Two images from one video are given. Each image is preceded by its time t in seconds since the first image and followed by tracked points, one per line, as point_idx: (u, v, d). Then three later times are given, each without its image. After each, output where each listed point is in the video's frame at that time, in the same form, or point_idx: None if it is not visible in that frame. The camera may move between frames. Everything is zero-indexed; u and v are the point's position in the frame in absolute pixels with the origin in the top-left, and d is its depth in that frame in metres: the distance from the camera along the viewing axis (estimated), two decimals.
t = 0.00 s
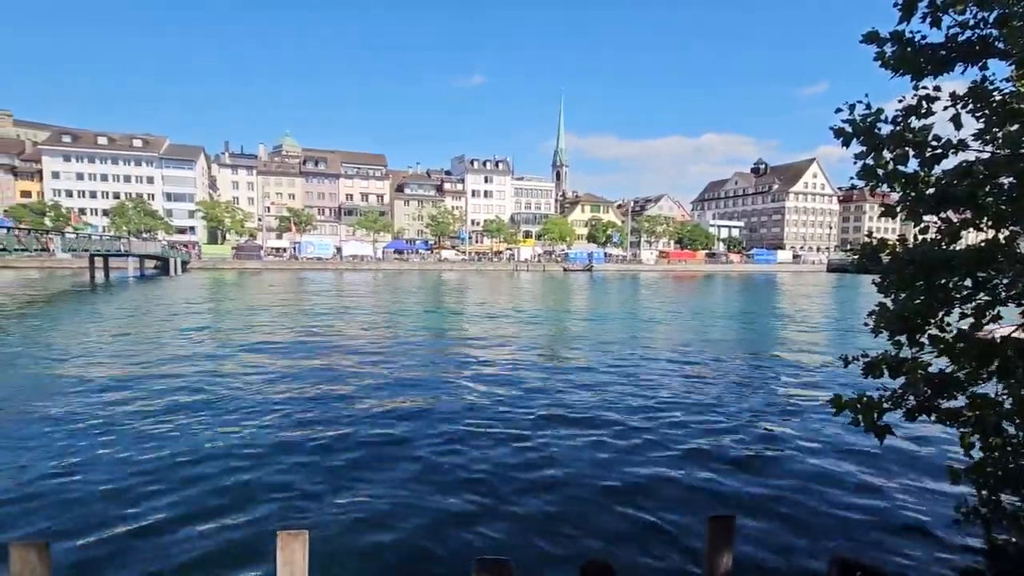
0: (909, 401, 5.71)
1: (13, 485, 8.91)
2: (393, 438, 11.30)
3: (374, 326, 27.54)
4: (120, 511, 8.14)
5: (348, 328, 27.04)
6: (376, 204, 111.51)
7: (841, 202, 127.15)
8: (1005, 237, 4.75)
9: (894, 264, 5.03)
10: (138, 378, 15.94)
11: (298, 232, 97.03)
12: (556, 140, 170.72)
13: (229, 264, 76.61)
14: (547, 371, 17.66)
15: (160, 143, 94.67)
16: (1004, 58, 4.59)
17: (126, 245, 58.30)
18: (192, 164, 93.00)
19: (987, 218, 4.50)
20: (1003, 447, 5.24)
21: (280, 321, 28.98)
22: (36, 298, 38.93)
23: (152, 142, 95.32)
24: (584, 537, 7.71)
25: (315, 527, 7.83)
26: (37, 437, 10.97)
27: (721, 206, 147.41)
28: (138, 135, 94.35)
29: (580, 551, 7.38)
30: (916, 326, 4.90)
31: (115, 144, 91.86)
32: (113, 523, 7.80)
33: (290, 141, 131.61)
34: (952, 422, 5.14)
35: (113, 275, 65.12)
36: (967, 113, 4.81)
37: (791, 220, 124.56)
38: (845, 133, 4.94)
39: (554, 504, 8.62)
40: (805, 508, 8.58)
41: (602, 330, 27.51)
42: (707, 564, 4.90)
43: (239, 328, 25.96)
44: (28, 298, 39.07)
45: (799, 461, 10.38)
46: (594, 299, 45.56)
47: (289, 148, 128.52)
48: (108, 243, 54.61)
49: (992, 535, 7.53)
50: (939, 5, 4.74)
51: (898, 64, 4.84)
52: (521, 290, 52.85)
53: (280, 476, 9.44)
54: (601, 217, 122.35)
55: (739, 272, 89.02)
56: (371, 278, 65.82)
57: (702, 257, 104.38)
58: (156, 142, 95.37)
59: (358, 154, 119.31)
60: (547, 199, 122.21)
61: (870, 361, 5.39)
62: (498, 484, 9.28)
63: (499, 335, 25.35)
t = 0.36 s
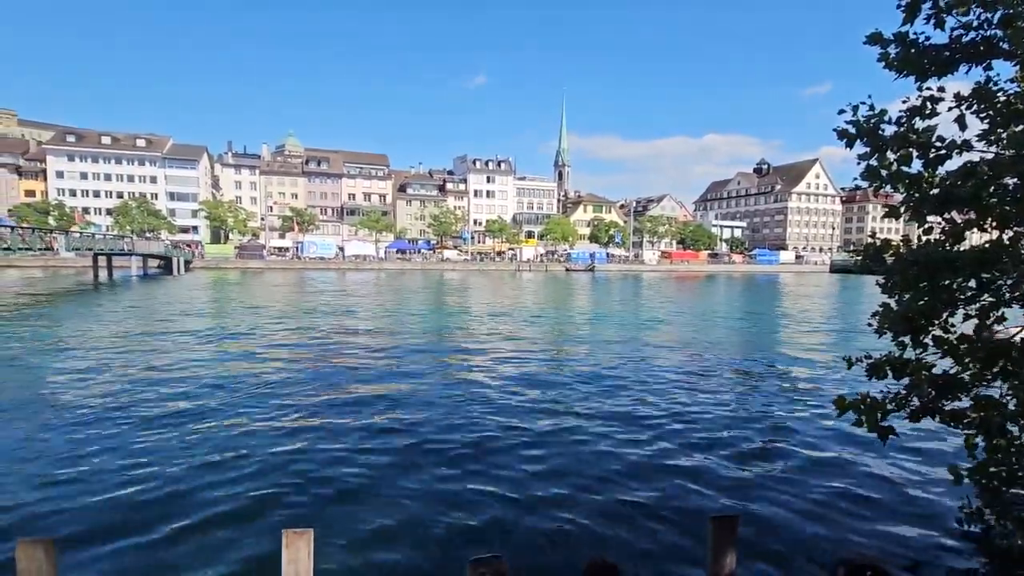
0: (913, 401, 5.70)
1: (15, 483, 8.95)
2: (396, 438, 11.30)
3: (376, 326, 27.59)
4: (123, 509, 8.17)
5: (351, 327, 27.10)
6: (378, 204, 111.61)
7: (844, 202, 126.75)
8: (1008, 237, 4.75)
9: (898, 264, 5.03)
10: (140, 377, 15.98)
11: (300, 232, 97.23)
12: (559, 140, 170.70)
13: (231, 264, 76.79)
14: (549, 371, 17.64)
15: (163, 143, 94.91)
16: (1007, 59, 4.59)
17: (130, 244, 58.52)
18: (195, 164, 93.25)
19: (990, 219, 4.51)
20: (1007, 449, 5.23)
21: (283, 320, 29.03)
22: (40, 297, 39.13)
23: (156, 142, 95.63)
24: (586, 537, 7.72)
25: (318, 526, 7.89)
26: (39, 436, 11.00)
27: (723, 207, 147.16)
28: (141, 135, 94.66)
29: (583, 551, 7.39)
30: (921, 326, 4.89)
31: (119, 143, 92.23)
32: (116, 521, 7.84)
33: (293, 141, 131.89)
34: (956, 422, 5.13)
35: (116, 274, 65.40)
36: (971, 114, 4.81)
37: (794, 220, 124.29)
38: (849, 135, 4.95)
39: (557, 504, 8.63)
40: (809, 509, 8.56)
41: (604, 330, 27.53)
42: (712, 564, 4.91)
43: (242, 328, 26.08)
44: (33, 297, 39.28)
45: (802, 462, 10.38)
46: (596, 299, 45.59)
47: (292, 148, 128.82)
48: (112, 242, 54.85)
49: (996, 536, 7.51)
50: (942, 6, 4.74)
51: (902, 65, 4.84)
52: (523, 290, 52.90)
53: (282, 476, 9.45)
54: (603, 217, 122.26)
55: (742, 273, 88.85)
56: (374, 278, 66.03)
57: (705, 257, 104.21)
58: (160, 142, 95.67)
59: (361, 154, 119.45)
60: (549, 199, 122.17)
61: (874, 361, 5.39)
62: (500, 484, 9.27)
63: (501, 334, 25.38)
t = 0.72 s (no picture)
0: (917, 399, 5.69)
1: (19, 484, 8.94)
2: (398, 438, 11.28)
3: (378, 325, 27.60)
4: (127, 509, 8.17)
5: (352, 327, 27.10)
6: (379, 204, 111.62)
7: (846, 201, 126.47)
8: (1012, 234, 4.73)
9: (902, 262, 5.02)
10: (142, 377, 16.00)
11: (302, 231, 97.29)
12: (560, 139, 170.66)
13: (233, 264, 76.87)
14: (552, 371, 17.57)
15: (165, 143, 94.94)
16: (1012, 55, 4.58)
17: (132, 245, 58.59)
18: (196, 164, 93.41)
19: (995, 217, 4.50)
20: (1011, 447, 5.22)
21: (285, 320, 29.05)
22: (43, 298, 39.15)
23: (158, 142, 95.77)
24: (592, 538, 7.69)
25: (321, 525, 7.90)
26: (42, 437, 10.98)
27: (725, 205, 146.93)
28: (143, 136, 94.83)
29: (589, 551, 7.37)
30: (926, 324, 4.88)
31: (121, 143, 92.41)
32: (121, 521, 7.85)
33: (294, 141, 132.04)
34: (960, 421, 5.13)
35: (119, 274, 65.54)
36: (976, 111, 4.79)
37: (796, 218, 124.03)
38: (852, 132, 4.94)
39: (560, 503, 8.63)
40: (814, 508, 8.52)
41: (606, 330, 27.53)
42: (717, 563, 4.92)
43: (244, 328, 26.09)
44: (35, 297, 39.39)
45: (806, 460, 10.37)
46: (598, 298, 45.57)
47: (293, 148, 128.97)
48: (114, 242, 54.98)
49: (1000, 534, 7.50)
50: (946, 3, 4.73)
51: (906, 62, 4.84)
52: (525, 289, 52.97)
53: (286, 476, 9.45)
54: (605, 216, 122.15)
55: (744, 272, 88.69)
56: (375, 278, 66.11)
57: (706, 256, 104.03)
58: (162, 142, 95.79)
59: (362, 154, 119.52)
60: (550, 198, 122.10)
61: (877, 360, 5.39)
62: (505, 485, 9.25)
63: (502, 334, 25.32)
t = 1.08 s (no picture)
0: (925, 400, 5.64)
1: (29, 484, 9.02)
2: (403, 438, 11.33)
3: (384, 325, 27.65)
4: (134, 510, 8.23)
5: (360, 326, 27.21)
6: (385, 203, 111.90)
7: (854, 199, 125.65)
8: None
9: (908, 263, 4.98)
10: (150, 376, 16.14)
11: (308, 231, 97.74)
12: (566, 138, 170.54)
13: (240, 263, 77.36)
14: (558, 371, 17.55)
15: (173, 143, 95.75)
16: None
17: (141, 244, 59.12)
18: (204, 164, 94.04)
19: (1004, 216, 4.46)
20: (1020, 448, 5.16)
21: (292, 319, 29.23)
22: (54, 297, 39.45)
23: (166, 142, 96.50)
24: (597, 538, 7.68)
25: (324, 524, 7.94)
26: (50, 437, 11.07)
27: (731, 205, 146.32)
28: (151, 136, 95.58)
29: (595, 552, 7.36)
30: (933, 323, 4.85)
31: (129, 144, 93.18)
32: (128, 521, 7.90)
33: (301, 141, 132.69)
34: (968, 421, 5.09)
35: (128, 274, 66.09)
36: (985, 108, 4.73)
37: (803, 217, 123.29)
38: (859, 131, 4.91)
39: (565, 503, 8.63)
40: (821, 509, 8.48)
41: (612, 329, 27.50)
42: (721, 564, 4.89)
43: (251, 327, 26.30)
44: (46, 297, 39.85)
45: (814, 461, 10.30)
46: (604, 298, 45.48)
47: (299, 148, 129.48)
48: (123, 242, 55.52)
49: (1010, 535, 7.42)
50: (955, 1, 4.68)
51: (914, 59, 4.80)
52: (531, 289, 52.96)
53: (292, 476, 9.51)
54: (611, 215, 121.96)
55: (750, 271, 88.27)
56: (382, 277, 66.40)
57: (713, 256, 103.62)
58: (170, 142, 96.51)
59: (368, 154, 119.86)
60: (556, 198, 122.02)
61: (884, 360, 5.35)
62: (510, 485, 9.23)
63: (508, 334, 25.32)
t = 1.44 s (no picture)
0: (945, 405, 5.53)
1: (48, 485, 9.18)
2: (415, 441, 11.42)
3: (396, 328, 27.83)
4: (150, 511, 8.35)
5: (372, 329, 27.43)
6: (398, 207, 112.65)
7: (872, 200, 123.87)
8: None
9: (926, 266, 4.90)
10: (167, 378, 16.48)
11: (322, 234, 98.74)
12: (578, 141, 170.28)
13: (255, 266, 78.35)
14: (569, 374, 17.47)
15: (190, 149, 97.42)
16: None
17: (159, 248, 60.16)
18: (220, 169, 95.51)
19: None
20: None
21: (305, 322, 29.56)
22: (74, 301, 40.11)
23: (183, 148, 98.15)
24: (608, 544, 7.64)
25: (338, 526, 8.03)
26: (69, 439, 11.27)
27: (745, 206, 144.99)
28: (169, 142, 97.31)
29: (606, 557, 7.32)
30: (951, 328, 4.76)
31: (148, 149, 94.95)
32: (145, 522, 8.02)
33: (315, 146, 134.18)
34: (989, 427, 4.98)
35: (146, 277, 67.11)
36: (1005, 109, 4.64)
37: (819, 218, 121.76)
38: (874, 133, 4.85)
39: (577, 508, 8.61)
40: (836, 516, 8.35)
41: (624, 332, 27.41)
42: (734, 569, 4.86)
43: (265, 330, 26.67)
44: (68, 300, 40.80)
45: (830, 467, 10.14)
46: (616, 300, 45.35)
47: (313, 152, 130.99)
48: (142, 246, 56.56)
49: None
50: None
51: (930, 59, 4.74)
52: (542, 291, 52.97)
53: (304, 478, 9.58)
54: (623, 217, 121.50)
55: (765, 273, 87.35)
56: (394, 280, 66.91)
57: (726, 257, 102.70)
58: (187, 148, 98.16)
59: (381, 157, 120.76)
60: (568, 200, 121.86)
61: (902, 364, 5.27)
62: (521, 490, 9.22)
63: (519, 337, 25.31)
